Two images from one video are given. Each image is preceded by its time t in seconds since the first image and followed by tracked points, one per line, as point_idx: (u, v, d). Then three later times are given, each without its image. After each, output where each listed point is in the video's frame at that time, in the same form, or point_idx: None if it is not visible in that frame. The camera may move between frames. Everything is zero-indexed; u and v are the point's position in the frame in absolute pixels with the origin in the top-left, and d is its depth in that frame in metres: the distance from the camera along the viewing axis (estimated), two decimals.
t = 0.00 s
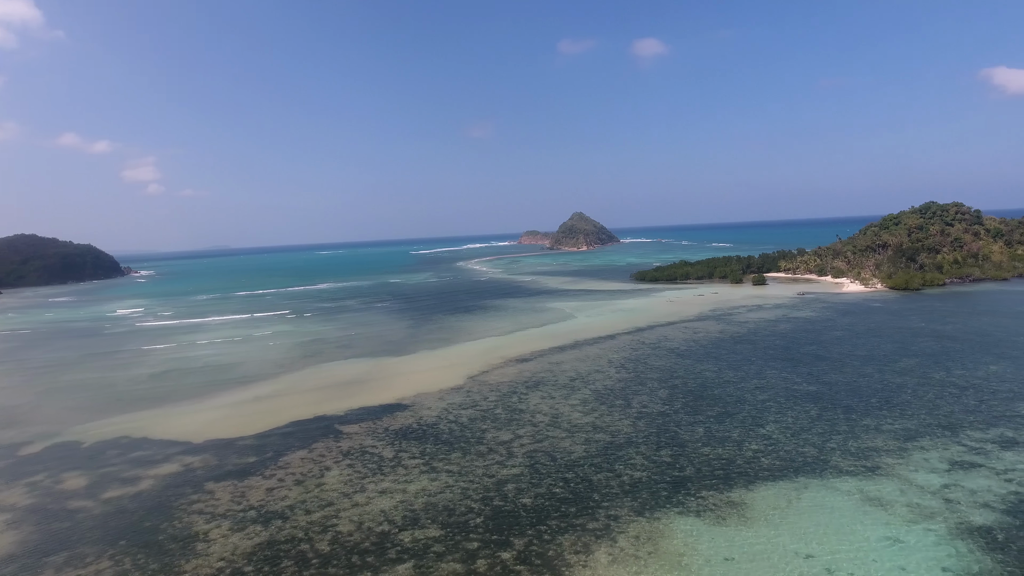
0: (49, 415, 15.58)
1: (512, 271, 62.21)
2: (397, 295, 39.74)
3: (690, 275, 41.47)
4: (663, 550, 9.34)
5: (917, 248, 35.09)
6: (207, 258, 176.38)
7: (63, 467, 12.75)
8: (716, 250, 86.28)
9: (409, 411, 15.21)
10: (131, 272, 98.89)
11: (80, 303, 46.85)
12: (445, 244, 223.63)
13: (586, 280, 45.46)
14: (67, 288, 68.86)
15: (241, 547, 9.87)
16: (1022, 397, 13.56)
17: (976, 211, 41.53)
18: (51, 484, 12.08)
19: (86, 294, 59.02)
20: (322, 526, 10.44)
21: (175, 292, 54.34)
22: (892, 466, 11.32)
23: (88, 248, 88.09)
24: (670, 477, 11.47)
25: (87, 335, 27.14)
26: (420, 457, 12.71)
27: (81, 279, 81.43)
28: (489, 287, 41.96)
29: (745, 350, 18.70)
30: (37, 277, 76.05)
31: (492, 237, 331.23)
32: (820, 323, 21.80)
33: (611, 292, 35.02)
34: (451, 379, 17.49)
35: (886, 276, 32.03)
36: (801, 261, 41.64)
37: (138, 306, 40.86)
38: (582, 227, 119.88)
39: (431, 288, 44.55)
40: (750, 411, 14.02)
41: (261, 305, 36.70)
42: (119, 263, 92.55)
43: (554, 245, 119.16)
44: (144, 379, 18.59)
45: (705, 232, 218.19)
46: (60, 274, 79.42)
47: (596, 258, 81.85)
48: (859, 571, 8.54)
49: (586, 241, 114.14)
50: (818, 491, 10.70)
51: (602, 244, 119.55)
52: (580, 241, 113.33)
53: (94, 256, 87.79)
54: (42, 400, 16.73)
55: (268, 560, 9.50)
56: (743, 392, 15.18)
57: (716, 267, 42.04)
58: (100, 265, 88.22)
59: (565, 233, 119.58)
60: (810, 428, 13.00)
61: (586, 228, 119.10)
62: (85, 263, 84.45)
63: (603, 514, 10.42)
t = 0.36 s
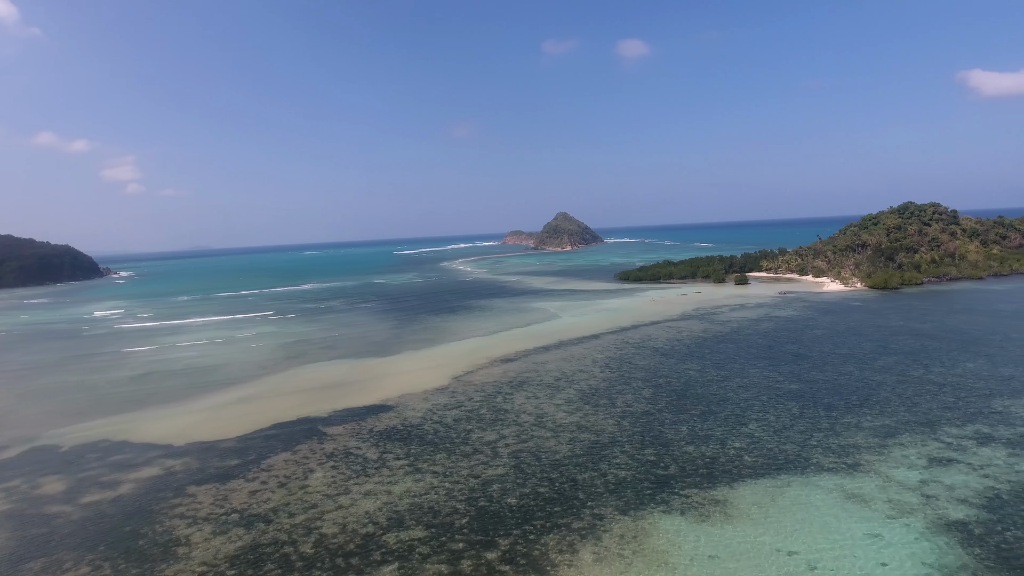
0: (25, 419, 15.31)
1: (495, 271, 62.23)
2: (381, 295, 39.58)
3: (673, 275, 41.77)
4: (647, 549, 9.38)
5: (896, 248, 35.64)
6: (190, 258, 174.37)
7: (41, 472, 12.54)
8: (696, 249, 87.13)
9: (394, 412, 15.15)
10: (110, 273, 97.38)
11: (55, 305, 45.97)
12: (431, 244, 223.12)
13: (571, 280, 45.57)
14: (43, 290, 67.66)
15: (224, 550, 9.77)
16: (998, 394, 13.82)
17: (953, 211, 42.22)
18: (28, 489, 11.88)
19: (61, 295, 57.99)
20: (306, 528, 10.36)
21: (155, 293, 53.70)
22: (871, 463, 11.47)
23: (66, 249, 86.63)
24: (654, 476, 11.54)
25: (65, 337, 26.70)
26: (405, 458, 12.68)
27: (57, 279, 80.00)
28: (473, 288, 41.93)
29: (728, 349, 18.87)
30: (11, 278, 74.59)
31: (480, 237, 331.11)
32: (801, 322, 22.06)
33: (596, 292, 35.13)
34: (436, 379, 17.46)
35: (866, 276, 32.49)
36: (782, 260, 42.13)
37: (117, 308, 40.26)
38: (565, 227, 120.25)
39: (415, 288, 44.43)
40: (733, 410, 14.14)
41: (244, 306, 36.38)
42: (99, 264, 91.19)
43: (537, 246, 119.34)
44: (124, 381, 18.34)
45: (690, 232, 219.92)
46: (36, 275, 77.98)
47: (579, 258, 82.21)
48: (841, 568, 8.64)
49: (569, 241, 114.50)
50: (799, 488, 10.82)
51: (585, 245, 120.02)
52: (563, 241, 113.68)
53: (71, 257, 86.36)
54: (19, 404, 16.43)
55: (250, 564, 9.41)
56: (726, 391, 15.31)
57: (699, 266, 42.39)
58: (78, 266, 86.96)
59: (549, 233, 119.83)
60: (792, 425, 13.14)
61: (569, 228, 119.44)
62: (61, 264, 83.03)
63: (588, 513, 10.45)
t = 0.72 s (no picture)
0: None
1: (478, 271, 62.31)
2: (364, 296, 39.39)
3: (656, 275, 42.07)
4: (632, 547, 9.43)
5: (874, 247, 36.19)
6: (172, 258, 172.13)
7: (16, 477, 12.32)
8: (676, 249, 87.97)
9: (377, 413, 15.09)
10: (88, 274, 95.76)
11: (29, 307, 45.11)
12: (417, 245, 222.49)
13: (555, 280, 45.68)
14: (18, 291, 66.32)
15: (205, 555, 9.66)
16: (973, 390, 14.10)
17: (929, 211, 42.96)
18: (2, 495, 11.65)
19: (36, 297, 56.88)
20: (289, 531, 10.28)
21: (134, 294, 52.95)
22: (851, 460, 11.63)
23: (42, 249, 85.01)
24: (638, 475, 11.60)
25: (42, 339, 26.22)
26: (389, 459, 12.63)
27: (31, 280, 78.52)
28: (456, 288, 41.88)
29: (710, 348, 19.03)
30: None
31: (467, 237, 330.77)
32: (782, 321, 22.31)
33: (580, 292, 35.24)
34: (419, 380, 17.42)
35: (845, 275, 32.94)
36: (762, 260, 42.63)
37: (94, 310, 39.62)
38: (549, 227, 120.60)
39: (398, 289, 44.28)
40: (715, 408, 14.26)
41: (224, 307, 36.02)
42: (76, 265, 89.70)
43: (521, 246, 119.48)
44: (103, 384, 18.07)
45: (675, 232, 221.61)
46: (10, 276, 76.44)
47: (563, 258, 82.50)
48: (820, 563, 8.74)
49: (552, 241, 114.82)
50: (781, 486, 10.93)
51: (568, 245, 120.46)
52: (546, 241, 113.99)
53: (48, 257, 84.78)
54: None
55: (232, 568, 9.32)
56: (708, 389, 15.43)
57: (681, 266, 42.72)
58: (54, 267, 85.43)
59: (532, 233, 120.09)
60: (773, 423, 13.29)
61: (552, 228, 119.88)
62: (37, 265, 81.48)
63: (572, 512, 10.48)
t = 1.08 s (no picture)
0: None
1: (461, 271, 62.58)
2: (346, 297, 39.20)
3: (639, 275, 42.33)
4: (616, 546, 9.47)
5: (853, 247, 36.76)
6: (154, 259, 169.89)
7: None
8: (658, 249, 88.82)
9: (361, 415, 15.01)
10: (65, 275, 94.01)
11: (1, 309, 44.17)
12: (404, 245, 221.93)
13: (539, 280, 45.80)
14: None
15: (186, 559, 9.55)
16: (949, 388, 14.37)
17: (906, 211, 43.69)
18: None
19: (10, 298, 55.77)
20: (272, 534, 10.19)
21: (109, 296, 51.88)
22: (831, 457, 11.79)
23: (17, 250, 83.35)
24: (622, 474, 11.66)
25: (17, 342, 25.70)
26: (373, 461, 12.57)
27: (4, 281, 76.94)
28: (440, 288, 41.82)
29: (692, 348, 19.19)
30: None
31: (454, 237, 330.50)
32: (764, 320, 22.56)
33: (565, 292, 35.34)
34: (403, 381, 17.37)
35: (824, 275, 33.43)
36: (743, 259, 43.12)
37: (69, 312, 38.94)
38: (532, 227, 121.04)
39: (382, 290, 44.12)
40: (698, 407, 14.38)
41: (205, 309, 35.62)
42: (53, 265, 88.00)
43: (505, 246, 119.72)
44: (81, 388, 17.77)
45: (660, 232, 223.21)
46: None
47: (547, 258, 82.81)
48: (801, 560, 8.84)
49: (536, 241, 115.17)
50: (762, 483, 11.05)
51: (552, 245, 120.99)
52: (530, 241, 114.25)
53: (23, 258, 83.09)
54: None
55: (213, 573, 9.21)
56: (691, 389, 15.55)
57: (664, 266, 43.06)
58: (30, 267, 83.81)
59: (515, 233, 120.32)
60: (755, 422, 13.42)
61: (535, 228, 120.38)
62: (12, 266, 79.85)
63: (556, 512, 10.51)
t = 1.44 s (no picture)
0: None
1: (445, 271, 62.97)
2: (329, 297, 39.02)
3: (624, 275, 42.38)
4: (600, 545, 9.51)
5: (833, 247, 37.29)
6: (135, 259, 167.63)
7: None
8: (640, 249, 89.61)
9: (344, 416, 14.94)
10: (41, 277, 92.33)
11: None
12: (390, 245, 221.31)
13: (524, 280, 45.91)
14: None
15: (166, 564, 9.43)
16: (927, 385, 14.63)
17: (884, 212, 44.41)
18: None
19: None
20: (254, 537, 10.10)
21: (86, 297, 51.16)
22: (812, 454, 11.93)
23: None
24: (606, 473, 11.72)
25: None
26: (356, 462, 12.52)
27: None
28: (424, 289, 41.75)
29: (675, 347, 19.34)
30: None
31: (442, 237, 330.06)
32: (746, 320, 22.80)
33: (549, 292, 35.43)
34: (387, 382, 17.32)
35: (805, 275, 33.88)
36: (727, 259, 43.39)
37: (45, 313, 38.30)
38: (517, 227, 121.41)
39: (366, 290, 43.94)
40: (681, 406, 14.48)
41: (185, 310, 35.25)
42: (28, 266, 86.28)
43: (490, 246, 119.89)
44: (58, 391, 17.47)
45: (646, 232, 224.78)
46: None
47: (531, 258, 83.10)
48: (783, 557, 8.92)
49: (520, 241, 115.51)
50: (745, 481, 11.16)
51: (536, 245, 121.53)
52: (515, 241, 114.44)
53: None
54: None
55: None
56: (674, 388, 15.66)
57: (648, 266, 43.22)
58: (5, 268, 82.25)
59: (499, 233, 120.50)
60: (737, 420, 13.54)
61: (520, 228, 120.77)
62: None
63: (541, 512, 10.53)
